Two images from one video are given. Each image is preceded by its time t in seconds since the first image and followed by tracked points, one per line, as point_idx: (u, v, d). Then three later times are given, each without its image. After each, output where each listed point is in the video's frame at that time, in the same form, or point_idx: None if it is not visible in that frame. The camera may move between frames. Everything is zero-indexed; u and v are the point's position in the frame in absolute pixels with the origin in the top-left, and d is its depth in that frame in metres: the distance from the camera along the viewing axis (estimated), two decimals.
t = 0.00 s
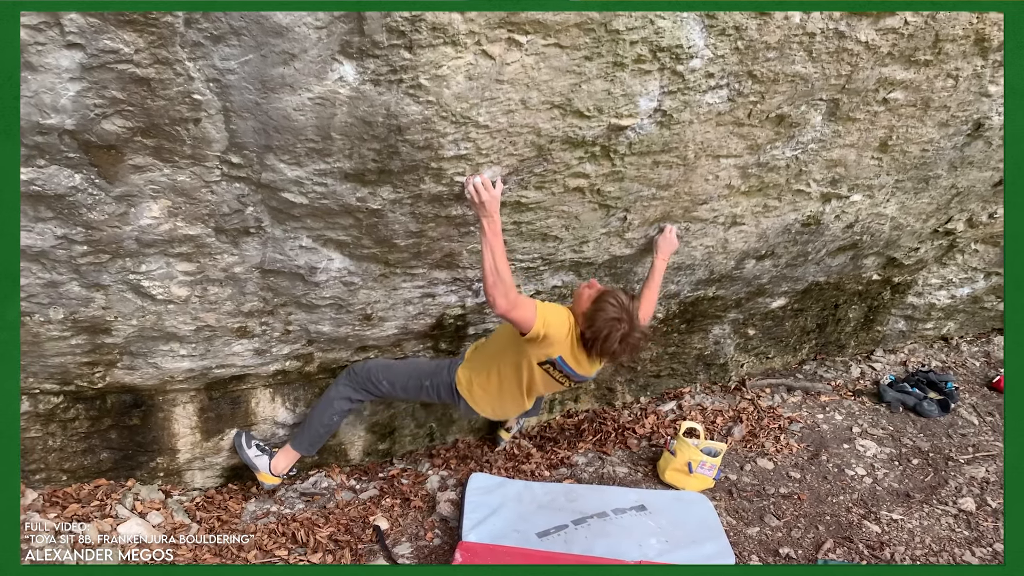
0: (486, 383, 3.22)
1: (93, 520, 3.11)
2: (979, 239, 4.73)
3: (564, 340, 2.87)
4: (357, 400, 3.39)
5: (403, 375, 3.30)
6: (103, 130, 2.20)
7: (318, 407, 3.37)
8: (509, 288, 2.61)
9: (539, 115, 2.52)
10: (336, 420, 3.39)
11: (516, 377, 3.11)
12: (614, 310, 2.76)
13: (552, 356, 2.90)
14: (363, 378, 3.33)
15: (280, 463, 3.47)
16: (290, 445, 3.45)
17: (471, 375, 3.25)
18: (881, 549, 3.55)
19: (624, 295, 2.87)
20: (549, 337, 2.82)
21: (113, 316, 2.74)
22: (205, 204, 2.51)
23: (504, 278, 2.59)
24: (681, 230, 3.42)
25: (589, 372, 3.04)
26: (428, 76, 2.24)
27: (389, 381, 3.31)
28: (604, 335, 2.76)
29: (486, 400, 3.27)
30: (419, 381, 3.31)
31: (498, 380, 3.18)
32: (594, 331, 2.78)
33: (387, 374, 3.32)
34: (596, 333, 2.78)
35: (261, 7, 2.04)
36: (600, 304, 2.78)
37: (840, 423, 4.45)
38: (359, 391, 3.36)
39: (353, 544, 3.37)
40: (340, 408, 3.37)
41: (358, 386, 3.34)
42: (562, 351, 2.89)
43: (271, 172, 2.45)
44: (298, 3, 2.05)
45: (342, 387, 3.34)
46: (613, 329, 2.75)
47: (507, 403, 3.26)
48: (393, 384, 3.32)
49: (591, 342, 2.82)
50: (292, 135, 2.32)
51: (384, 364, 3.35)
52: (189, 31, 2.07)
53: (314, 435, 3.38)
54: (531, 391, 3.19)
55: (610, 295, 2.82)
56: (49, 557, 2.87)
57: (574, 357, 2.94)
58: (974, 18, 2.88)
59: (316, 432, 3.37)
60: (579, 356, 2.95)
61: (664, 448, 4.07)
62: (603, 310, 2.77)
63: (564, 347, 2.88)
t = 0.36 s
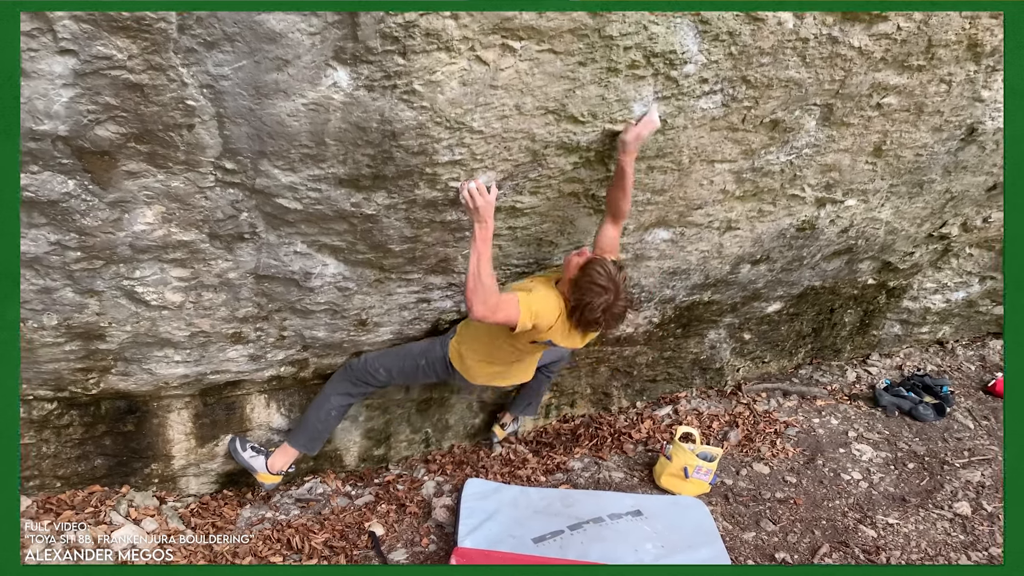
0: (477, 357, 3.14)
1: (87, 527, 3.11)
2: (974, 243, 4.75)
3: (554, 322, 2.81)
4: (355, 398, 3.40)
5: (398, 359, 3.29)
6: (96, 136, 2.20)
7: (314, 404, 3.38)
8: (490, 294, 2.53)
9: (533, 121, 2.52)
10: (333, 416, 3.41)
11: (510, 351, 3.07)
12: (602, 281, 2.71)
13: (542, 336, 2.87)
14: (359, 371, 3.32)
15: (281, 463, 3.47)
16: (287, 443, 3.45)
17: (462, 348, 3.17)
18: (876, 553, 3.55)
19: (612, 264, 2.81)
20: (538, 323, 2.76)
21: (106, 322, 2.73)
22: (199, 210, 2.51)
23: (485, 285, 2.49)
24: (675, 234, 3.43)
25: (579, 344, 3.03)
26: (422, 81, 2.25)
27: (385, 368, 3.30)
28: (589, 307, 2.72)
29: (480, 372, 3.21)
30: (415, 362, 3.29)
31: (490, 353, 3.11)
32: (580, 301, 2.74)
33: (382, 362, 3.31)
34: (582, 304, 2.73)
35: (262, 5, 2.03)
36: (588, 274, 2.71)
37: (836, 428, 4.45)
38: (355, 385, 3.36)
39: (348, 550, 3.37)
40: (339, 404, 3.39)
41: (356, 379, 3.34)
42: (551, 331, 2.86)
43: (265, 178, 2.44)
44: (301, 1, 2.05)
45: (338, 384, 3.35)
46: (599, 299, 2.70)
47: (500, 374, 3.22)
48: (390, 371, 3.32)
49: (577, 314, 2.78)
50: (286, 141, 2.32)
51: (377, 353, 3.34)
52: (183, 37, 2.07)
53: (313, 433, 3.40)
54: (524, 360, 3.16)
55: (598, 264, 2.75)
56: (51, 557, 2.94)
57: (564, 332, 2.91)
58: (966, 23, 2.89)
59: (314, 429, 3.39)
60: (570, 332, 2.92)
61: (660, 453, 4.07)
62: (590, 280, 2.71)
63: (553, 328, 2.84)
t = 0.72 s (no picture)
0: (471, 398, 2.96)
1: (85, 532, 3.12)
2: (969, 249, 4.77)
3: (546, 374, 2.62)
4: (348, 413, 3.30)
5: (391, 384, 3.15)
6: (92, 143, 2.20)
7: (308, 417, 3.28)
8: (476, 302, 2.51)
9: (529, 128, 2.53)
10: (326, 433, 3.28)
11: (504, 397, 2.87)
12: (597, 333, 2.53)
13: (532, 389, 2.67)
14: (352, 389, 3.20)
15: (275, 467, 3.44)
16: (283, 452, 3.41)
17: (455, 386, 2.99)
18: (873, 559, 3.55)
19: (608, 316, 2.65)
20: (525, 371, 2.58)
21: (102, 328, 2.73)
22: (195, 216, 2.51)
23: (472, 293, 2.48)
24: (671, 241, 3.44)
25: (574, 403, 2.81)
26: (417, 89, 2.25)
27: (377, 391, 3.17)
28: (582, 360, 2.53)
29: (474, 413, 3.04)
30: (407, 390, 3.13)
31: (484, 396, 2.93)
32: (573, 353, 2.55)
33: (376, 383, 3.18)
34: (574, 356, 2.54)
35: (261, 8, 2.03)
36: (581, 325, 2.54)
37: (832, 433, 4.46)
38: (348, 402, 3.24)
39: (344, 557, 3.37)
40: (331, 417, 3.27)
41: (347, 395, 3.23)
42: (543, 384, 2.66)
43: (261, 185, 2.45)
44: (299, 4, 2.04)
45: (331, 398, 3.24)
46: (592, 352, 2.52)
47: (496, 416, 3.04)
48: (383, 394, 3.18)
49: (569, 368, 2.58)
50: (282, 148, 2.33)
51: (374, 373, 3.21)
52: (179, 44, 2.07)
53: (304, 445, 3.32)
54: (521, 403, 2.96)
55: (594, 315, 2.58)
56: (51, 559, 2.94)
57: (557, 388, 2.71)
58: (960, 31, 2.91)
59: (306, 441, 3.31)
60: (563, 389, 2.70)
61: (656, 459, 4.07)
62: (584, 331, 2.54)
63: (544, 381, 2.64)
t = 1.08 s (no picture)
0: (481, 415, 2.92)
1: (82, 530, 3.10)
2: (967, 248, 4.78)
3: (535, 395, 2.50)
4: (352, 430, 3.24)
5: (397, 404, 3.15)
6: (91, 140, 2.21)
7: (313, 425, 3.25)
8: (474, 300, 2.60)
9: (527, 125, 2.54)
10: (328, 443, 3.25)
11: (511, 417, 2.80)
12: (581, 362, 2.35)
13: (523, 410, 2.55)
14: (359, 407, 3.17)
15: (275, 462, 3.41)
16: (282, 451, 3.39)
17: (464, 404, 2.95)
18: (869, 556, 3.56)
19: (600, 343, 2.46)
20: (513, 385, 2.50)
21: (101, 324, 2.74)
22: (193, 213, 2.52)
23: (471, 290, 2.59)
24: (669, 239, 3.45)
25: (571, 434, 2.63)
26: (415, 86, 2.26)
27: (384, 410, 3.16)
28: (564, 393, 2.34)
29: (483, 434, 2.98)
30: (411, 413, 3.13)
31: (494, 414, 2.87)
32: (555, 383, 2.38)
33: (383, 402, 3.17)
34: (557, 387, 2.37)
35: (260, 6, 2.04)
36: (568, 350, 2.38)
37: (829, 431, 4.47)
38: (353, 419, 3.19)
39: (343, 552, 3.38)
40: (335, 433, 3.24)
41: (355, 413, 3.18)
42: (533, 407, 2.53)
43: (259, 181, 2.46)
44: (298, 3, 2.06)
45: (337, 415, 3.18)
46: (575, 385, 2.32)
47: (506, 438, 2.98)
48: (389, 413, 3.18)
49: (554, 399, 2.41)
50: (280, 144, 2.33)
51: (381, 392, 3.20)
52: (178, 41, 2.08)
53: (304, 450, 3.29)
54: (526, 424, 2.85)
55: (582, 341, 2.41)
56: (50, 558, 2.96)
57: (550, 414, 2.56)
58: (958, 30, 2.91)
59: (306, 448, 3.28)
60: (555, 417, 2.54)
61: (654, 457, 4.08)
62: (567, 358, 2.37)
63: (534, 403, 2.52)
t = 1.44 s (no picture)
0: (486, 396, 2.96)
1: (84, 517, 3.16)
2: (965, 240, 4.79)
3: (535, 375, 2.53)
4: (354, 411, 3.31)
5: (394, 380, 3.20)
6: (91, 131, 2.23)
7: (312, 410, 3.32)
8: (471, 291, 2.57)
9: (523, 117, 2.55)
10: (329, 425, 3.34)
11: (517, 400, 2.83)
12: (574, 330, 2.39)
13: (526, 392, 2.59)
14: (356, 387, 3.22)
15: (280, 446, 3.47)
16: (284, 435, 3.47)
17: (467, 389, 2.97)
18: (863, 545, 3.59)
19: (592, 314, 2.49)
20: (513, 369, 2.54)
21: (102, 314, 2.77)
22: (193, 204, 2.54)
23: (468, 281, 2.56)
24: (667, 230, 3.47)
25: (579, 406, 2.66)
26: (412, 78, 2.28)
27: (382, 388, 3.21)
28: (563, 364, 2.38)
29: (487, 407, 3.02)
30: (410, 386, 3.19)
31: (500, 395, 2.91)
32: (552, 358, 2.42)
33: (379, 380, 3.21)
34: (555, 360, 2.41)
35: None
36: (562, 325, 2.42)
37: (826, 422, 4.50)
38: (352, 400, 3.26)
39: (342, 540, 3.42)
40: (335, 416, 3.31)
41: (353, 394, 3.24)
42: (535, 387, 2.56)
43: (258, 173, 2.48)
44: None
45: (336, 399, 3.26)
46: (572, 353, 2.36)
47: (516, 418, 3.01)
48: (387, 391, 3.22)
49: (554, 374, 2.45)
50: (278, 136, 2.35)
51: (376, 369, 3.23)
52: (176, 33, 2.10)
53: (305, 434, 3.37)
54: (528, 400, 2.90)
55: (575, 313, 2.45)
56: (50, 558, 2.94)
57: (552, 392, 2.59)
58: (954, 22, 2.92)
59: (307, 432, 3.36)
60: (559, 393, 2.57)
61: (651, 447, 4.11)
62: (560, 330, 2.42)
63: (534, 383, 2.55)
